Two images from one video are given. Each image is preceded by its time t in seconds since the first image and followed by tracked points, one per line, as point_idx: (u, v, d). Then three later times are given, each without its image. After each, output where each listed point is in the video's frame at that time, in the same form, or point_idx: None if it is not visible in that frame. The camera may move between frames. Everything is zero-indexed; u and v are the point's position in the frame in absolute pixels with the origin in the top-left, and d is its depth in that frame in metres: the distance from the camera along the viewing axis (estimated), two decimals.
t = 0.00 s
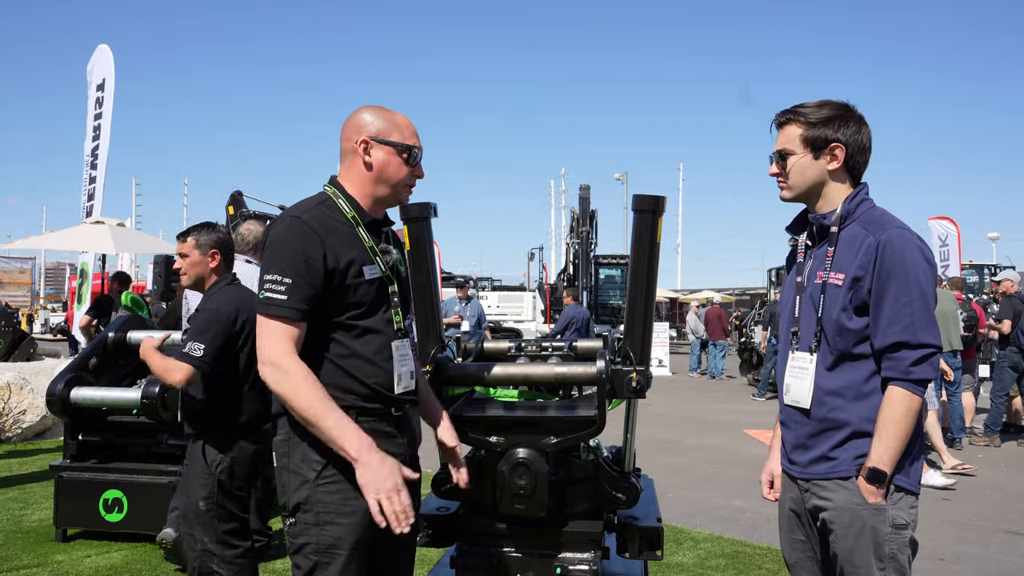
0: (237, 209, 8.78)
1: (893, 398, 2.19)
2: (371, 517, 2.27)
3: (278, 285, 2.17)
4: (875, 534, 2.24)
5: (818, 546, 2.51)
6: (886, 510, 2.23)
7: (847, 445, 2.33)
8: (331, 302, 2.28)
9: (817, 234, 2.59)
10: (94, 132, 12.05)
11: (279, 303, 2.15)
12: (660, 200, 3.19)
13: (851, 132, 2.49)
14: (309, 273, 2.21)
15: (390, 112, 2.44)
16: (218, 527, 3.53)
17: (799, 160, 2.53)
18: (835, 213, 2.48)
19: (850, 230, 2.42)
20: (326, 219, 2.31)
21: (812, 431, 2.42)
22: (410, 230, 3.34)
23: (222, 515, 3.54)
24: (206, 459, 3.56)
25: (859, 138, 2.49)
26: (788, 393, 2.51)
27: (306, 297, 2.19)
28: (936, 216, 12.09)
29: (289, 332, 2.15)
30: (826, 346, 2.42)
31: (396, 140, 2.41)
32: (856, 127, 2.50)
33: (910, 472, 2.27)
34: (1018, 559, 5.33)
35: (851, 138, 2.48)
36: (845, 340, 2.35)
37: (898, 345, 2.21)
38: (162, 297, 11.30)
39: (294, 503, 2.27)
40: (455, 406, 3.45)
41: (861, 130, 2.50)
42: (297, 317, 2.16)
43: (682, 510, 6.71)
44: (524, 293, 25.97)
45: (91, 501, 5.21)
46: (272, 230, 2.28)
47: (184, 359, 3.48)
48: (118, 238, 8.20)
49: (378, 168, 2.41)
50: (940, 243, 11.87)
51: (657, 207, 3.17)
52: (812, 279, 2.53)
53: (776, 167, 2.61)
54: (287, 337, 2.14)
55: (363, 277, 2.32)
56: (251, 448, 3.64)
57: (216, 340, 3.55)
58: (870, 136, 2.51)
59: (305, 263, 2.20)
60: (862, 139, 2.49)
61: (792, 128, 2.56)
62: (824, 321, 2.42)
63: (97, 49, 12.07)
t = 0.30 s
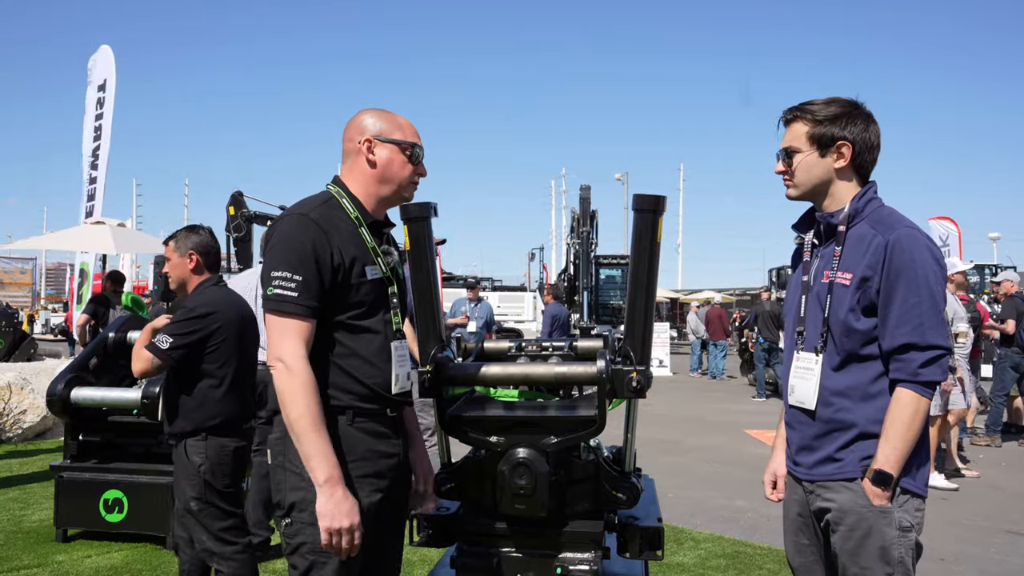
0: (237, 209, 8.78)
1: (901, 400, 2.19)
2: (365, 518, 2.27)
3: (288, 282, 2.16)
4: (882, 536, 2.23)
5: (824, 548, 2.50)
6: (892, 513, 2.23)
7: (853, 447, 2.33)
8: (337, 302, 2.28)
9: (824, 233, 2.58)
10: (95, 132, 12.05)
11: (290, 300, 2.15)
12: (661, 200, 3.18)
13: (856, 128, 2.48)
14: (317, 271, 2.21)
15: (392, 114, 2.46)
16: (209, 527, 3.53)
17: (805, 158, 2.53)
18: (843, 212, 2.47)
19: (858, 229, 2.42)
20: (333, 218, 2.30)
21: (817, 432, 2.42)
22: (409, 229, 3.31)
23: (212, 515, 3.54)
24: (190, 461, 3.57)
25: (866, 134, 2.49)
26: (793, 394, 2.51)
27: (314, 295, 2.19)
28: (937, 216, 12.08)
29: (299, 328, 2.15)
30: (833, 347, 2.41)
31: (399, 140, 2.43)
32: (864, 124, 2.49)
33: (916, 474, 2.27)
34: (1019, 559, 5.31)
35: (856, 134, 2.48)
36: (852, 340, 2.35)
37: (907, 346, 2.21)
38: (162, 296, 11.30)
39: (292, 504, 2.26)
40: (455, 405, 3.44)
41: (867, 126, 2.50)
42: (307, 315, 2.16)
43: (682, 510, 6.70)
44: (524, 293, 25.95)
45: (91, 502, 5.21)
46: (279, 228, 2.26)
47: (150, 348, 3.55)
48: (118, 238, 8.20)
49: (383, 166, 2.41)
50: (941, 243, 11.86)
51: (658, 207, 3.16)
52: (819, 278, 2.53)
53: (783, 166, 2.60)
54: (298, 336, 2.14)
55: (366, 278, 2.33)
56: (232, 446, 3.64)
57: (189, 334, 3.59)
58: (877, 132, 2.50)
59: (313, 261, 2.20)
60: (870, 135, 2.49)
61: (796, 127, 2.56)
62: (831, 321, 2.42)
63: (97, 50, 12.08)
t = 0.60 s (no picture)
0: (237, 209, 8.77)
1: (910, 402, 2.18)
2: (368, 517, 2.25)
3: (295, 280, 2.15)
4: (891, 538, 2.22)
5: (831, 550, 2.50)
6: (901, 515, 2.22)
7: (861, 449, 2.32)
8: (343, 301, 2.27)
9: (831, 232, 2.58)
10: (95, 132, 12.05)
11: (297, 298, 2.13)
12: (662, 200, 3.17)
13: (863, 127, 2.47)
14: (324, 270, 2.20)
15: (397, 117, 2.46)
16: (182, 524, 3.55)
17: (811, 157, 2.52)
18: (851, 211, 2.46)
19: (866, 228, 2.41)
20: (339, 218, 2.30)
21: (825, 433, 2.41)
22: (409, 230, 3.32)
23: (183, 512, 3.55)
24: (163, 459, 3.60)
25: (873, 132, 2.48)
26: (800, 394, 2.51)
27: (321, 294, 2.18)
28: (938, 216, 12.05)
29: (302, 327, 2.15)
30: (840, 348, 2.40)
31: (402, 142, 2.42)
32: (871, 122, 2.48)
33: (925, 476, 2.27)
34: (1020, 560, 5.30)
35: (863, 132, 2.47)
36: (860, 341, 2.34)
37: (916, 348, 2.20)
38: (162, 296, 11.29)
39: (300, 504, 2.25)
40: (455, 405, 3.43)
41: (874, 125, 2.49)
42: (313, 314, 2.15)
43: (683, 510, 6.69)
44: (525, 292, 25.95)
45: (91, 502, 5.21)
46: (285, 227, 2.25)
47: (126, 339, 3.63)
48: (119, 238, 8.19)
49: (387, 168, 2.41)
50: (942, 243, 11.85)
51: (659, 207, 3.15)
52: (827, 277, 2.52)
53: (790, 165, 2.60)
54: (302, 334, 2.14)
55: (370, 278, 2.32)
56: (205, 444, 3.65)
57: (165, 328, 3.66)
58: (885, 131, 2.50)
59: (321, 260, 2.20)
60: (878, 133, 2.48)
61: (803, 127, 2.56)
62: (838, 321, 2.41)
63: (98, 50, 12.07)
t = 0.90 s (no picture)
0: (238, 209, 8.77)
1: (919, 405, 2.17)
2: (383, 513, 2.25)
3: (299, 283, 2.14)
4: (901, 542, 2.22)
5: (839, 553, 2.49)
6: (912, 518, 2.21)
7: (871, 451, 2.31)
8: (346, 303, 2.27)
9: (838, 232, 2.57)
10: (94, 132, 12.03)
11: (302, 300, 2.13)
12: (662, 200, 3.16)
13: (871, 127, 2.46)
14: (328, 273, 2.19)
15: (403, 125, 2.45)
16: (136, 521, 3.49)
17: (817, 157, 2.51)
18: (858, 211, 2.45)
19: (874, 229, 2.40)
20: (342, 221, 2.29)
21: (834, 436, 2.41)
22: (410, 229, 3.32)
23: (142, 511, 3.50)
24: (144, 453, 3.58)
25: (881, 132, 2.47)
26: (808, 396, 2.51)
27: (325, 295, 2.18)
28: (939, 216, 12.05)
29: (311, 329, 2.14)
30: (848, 350, 2.40)
31: (407, 150, 2.41)
32: (878, 120, 2.47)
33: (936, 478, 2.25)
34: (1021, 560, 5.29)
35: (870, 130, 2.46)
36: (868, 343, 2.33)
37: (925, 351, 2.19)
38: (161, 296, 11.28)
39: (313, 506, 2.24)
40: (456, 406, 3.43)
41: (882, 124, 2.48)
42: (318, 315, 2.15)
43: (683, 510, 6.69)
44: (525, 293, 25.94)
45: (91, 502, 5.20)
46: (288, 231, 2.25)
47: (125, 338, 3.59)
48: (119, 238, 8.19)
49: (389, 176, 2.40)
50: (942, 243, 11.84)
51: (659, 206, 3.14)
52: (834, 279, 2.52)
53: (796, 165, 2.59)
54: (309, 336, 2.13)
55: (372, 282, 2.32)
56: (190, 448, 3.65)
57: (165, 330, 3.66)
58: (893, 131, 2.49)
59: (324, 262, 2.19)
60: (885, 132, 2.47)
61: (809, 125, 2.55)
62: (846, 323, 2.40)
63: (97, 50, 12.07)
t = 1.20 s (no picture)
0: (238, 210, 8.77)
1: (930, 406, 2.17)
2: (372, 510, 2.25)
3: (298, 275, 2.14)
4: (911, 545, 2.22)
5: (848, 555, 2.49)
6: (923, 521, 2.21)
7: (882, 453, 2.31)
8: (342, 299, 2.27)
9: (847, 232, 2.57)
10: (93, 131, 12.02)
11: (298, 292, 2.13)
12: (662, 200, 3.16)
13: (878, 125, 2.46)
14: (326, 266, 2.19)
15: (405, 125, 2.45)
16: (142, 523, 3.49)
17: (824, 156, 2.51)
18: (867, 210, 2.46)
19: (883, 228, 2.40)
20: (345, 217, 2.29)
21: (846, 438, 2.41)
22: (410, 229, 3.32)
23: (148, 513, 3.50)
24: (144, 453, 3.57)
25: (889, 130, 2.46)
26: (818, 398, 2.51)
27: (323, 289, 2.18)
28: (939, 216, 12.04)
29: (304, 323, 2.14)
30: (858, 351, 2.40)
31: (407, 151, 2.41)
32: (886, 117, 2.47)
33: (948, 480, 2.25)
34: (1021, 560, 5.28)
35: (878, 129, 2.46)
36: (878, 344, 2.33)
37: (936, 352, 2.18)
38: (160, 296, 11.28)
39: (301, 505, 2.24)
40: (456, 406, 3.43)
41: (890, 123, 2.47)
42: (313, 309, 2.14)
43: (683, 510, 6.68)
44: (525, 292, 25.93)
45: (91, 502, 5.20)
46: (290, 225, 2.25)
47: (122, 337, 3.54)
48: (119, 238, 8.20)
49: (389, 176, 2.40)
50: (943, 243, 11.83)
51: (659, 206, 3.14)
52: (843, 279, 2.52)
53: (803, 165, 2.59)
54: (300, 330, 2.13)
55: (371, 280, 2.31)
56: (190, 445, 3.66)
57: (162, 327, 3.65)
58: (901, 129, 2.48)
59: (324, 256, 2.19)
60: (893, 131, 2.46)
61: (815, 125, 2.55)
62: (856, 323, 2.41)
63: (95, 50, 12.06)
